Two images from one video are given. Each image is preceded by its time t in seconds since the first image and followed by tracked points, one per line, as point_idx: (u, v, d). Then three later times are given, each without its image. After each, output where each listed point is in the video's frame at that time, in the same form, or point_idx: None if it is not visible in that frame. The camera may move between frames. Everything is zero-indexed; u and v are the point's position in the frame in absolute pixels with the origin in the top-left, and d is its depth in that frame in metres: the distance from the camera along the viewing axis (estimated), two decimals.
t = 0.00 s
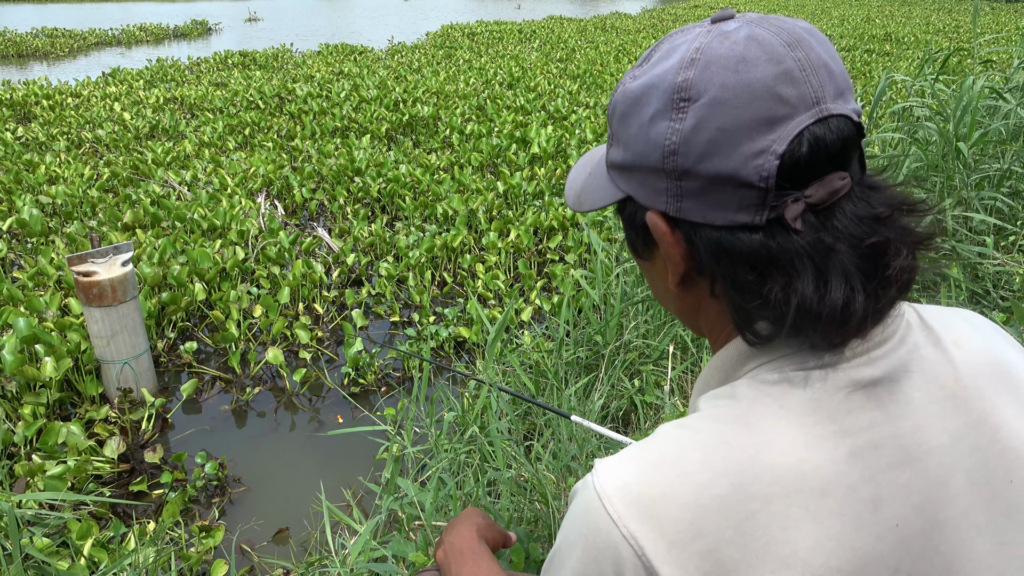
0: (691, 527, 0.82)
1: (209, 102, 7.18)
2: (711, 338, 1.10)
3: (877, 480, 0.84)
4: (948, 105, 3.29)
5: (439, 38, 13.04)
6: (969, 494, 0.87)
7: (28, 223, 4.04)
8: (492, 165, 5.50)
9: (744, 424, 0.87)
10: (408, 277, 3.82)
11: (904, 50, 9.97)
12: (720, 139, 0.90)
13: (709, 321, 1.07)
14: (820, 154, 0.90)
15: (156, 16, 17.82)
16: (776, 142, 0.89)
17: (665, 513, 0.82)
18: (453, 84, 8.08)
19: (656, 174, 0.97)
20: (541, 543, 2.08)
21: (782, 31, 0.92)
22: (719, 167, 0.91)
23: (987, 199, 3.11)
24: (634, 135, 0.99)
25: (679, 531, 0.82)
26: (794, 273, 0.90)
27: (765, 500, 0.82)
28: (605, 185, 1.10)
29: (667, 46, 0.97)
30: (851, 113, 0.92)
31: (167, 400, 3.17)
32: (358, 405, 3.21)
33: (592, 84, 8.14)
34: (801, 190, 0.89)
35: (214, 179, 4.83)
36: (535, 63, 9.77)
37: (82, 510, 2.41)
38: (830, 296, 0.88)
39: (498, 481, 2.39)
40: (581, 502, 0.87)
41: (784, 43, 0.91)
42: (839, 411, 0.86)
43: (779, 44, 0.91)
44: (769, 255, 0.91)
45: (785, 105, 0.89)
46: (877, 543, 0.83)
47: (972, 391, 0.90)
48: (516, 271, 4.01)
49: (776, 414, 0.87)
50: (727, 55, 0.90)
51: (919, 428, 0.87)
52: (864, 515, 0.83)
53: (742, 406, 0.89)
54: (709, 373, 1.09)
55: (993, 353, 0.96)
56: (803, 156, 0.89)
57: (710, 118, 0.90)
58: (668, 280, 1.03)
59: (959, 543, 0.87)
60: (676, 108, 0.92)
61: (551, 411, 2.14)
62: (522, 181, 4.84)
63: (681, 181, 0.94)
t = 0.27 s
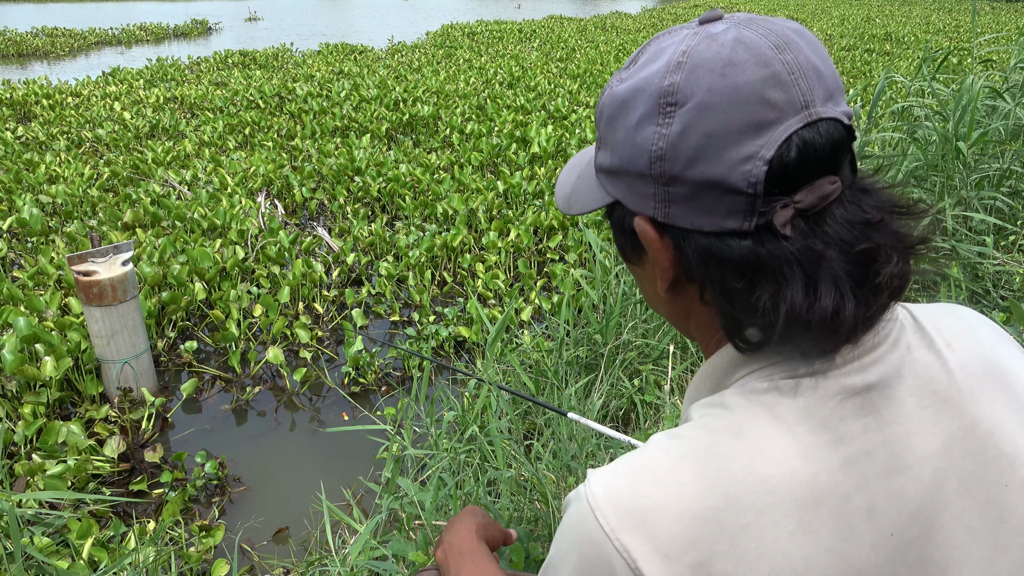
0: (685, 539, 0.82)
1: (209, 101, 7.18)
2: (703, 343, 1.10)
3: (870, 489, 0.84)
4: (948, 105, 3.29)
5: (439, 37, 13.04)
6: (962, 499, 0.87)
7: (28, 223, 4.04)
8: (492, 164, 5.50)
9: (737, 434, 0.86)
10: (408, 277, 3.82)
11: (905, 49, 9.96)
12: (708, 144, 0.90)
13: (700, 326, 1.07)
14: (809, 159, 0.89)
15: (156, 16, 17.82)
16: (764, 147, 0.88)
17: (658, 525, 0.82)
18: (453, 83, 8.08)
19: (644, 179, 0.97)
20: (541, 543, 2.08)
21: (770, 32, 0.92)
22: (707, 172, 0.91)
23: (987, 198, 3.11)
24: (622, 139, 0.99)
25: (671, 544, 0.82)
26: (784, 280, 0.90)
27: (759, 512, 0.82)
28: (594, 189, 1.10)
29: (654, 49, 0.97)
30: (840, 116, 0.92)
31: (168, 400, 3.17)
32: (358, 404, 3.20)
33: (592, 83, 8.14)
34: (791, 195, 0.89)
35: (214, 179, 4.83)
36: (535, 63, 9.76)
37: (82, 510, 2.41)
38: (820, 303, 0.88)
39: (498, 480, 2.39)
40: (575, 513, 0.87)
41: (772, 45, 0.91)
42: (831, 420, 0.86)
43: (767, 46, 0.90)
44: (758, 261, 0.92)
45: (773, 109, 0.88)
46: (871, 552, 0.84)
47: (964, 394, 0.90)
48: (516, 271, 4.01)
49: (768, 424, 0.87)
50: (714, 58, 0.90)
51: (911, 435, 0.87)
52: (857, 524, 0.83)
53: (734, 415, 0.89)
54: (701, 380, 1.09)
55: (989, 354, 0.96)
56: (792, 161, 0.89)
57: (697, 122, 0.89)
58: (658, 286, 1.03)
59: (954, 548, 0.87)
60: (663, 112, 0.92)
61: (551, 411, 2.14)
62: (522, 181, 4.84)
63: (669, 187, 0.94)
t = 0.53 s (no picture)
0: (682, 549, 0.82)
1: (209, 101, 7.18)
2: (698, 343, 1.11)
3: (870, 497, 0.84)
4: (947, 105, 3.29)
5: (439, 37, 13.03)
6: (964, 506, 0.86)
7: (28, 222, 4.04)
8: (492, 164, 5.49)
9: (735, 442, 0.86)
10: (408, 276, 3.82)
11: (906, 49, 9.95)
12: (706, 145, 0.90)
13: (696, 326, 1.08)
14: (807, 162, 0.89)
15: (156, 16, 17.81)
16: (762, 149, 0.88)
17: (655, 534, 0.82)
18: (453, 83, 8.07)
19: (640, 178, 0.97)
20: (542, 543, 2.08)
21: (773, 32, 0.92)
22: (704, 174, 0.91)
23: (987, 198, 3.10)
24: (619, 136, 0.99)
25: (668, 553, 0.82)
26: (779, 284, 0.90)
27: (757, 522, 0.82)
28: (590, 186, 1.10)
29: (655, 45, 0.97)
30: (840, 119, 0.92)
31: (168, 400, 3.17)
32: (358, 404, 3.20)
33: (592, 83, 8.14)
34: (788, 199, 0.89)
35: (214, 178, 4.83)
36: (536, 62, 9.76)
37: (82, 510, 2.41)
38: (815, 308, 0.88)
39: (498, 480, 2.39)
40: (571, 520, 0.87)
41: (774, 45, 0.90)
42: (831, 428, 0.86)
43: (768, 46, 0.90)
44: (754, 264, 0.92)
45: (773, 111, 0.88)
46: (870, 561, 0.84)
47: (965, 398, 0.89)
48: (516, 271, 4.01)
49: (768, 432, 0.87)
50: (715, 57, 0.89)
51: (912, 441, 0.86)
52: (857, 532, 0.83)
53: (734, 423, 0.89)
54: (700, 383, 1.10)
55: (990, 358, 0.96)
56: (791, 164, 0.89)
57: (695, 123, 0.89)
58: (653, 285, 1.03)
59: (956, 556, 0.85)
60: (661, 111, 0.92)
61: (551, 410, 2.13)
62: (522, 180, 4.84)
63: (666, 187, 0.94)
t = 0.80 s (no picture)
0: (684, 545, 0.82)
1: (209, 101, 7.18)
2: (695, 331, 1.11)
3: (870, 499, 0.83)
4: (947, 104, 3.29)
5: (439, 36, 13.02)
6: (962, 510, 0.84)
7: (28, 222, 4.04)
8: (492, 164, 5.49)
9: (739, 439, 0.86)
10: (408, 276, 3.83)
11: (907, 49, 9.93)
12: (710, 132, 0.90)
13: (694, 315, 1.08)
14: (810, 155, 0.90)
15: (156, 16, 17.80)
16: (766, 140, 0.89)
17: (657, 529, 0.83)
18: (453, 83, 8.07)
19: (644, 163, 0.98)
20: (541, 543, 2.08)
21: (783, 23, 0.92)
22: (706, 162, 0.91)
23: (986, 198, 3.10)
24: (624, 121, 0.99)
25: (670, 549, 0.82)
26: (776, 274, 0.90)
27: (759, 519, 0.82)
28: (594, 166, 1.11)
29: (666, 31, 0.97)
30: (845, 114, 0.92)
31: (168, 399, 3.17)
32: (358, 404, 3.20)
33: (592, 83, 8.13)
34: (790, 190, 0.90)
35: (214, 178, 4.83)
36: (536, 62, 9.75)
37: (82, 509, 2.41)
38: (811, 299, 0.88)
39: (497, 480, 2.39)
40: (574, 514, 0.87)
41: (783, 37, 0.91)
42: (832, 426, 0.85)
43: (778, 37, 0.90)
44: (752, 254, 0.92)
45: (778, 102, 0.89)
46: (870, 562, 0.83)
47: (973, 402, 0.86)
48: (516, 270, 4.01)
49: (770, 430, 0.87)
50: (724, 46, 0.90)
51: (912, 443, 0.84)
52: (859, 533, 0.83)
53: (736, 420, 0.89)
54: (701, 378, 1.10)
55: (1000, 363, 0.93)
56: (794, 156, 0.89)
57: (701, 110, 0.90)
58: (651, 271, 1.04)
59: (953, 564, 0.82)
60: (668, 97, 0.93)
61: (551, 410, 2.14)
62: (522, 180, 4.84)
63: (668, 173, 0.95)
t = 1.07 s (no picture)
0: (688, 541, 0.82)
1: (209, 101, 7.18)
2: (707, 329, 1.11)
3: (875, 502, 0.84)
4: (946, 104, 3.28)
5: (439, 36, 13.02)
6: (968, 516, 0.85)
7: (27, 222, 4.04)
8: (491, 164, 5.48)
9: (745, 437, 0.86)
10: (408, 276, 3.83)
11: (907, 49, 9.91)
12: (727, 126, 0.90)
13: (707, 312, 1.08)
14: (827, 148, 0.90)
15: (156, 16, 17.80)
16: (784, 134, 0.89)
17: (663, 526, 0.82)
18: (453, 83, 8.07)
19: (658, 159, 0.97)
20: (541, 543, 2.08)
21: (798, 17, 0.92)
22: (723, 156, 0.91)
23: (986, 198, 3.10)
24: (638, 116, 0.99)
25: (674, 545, 0.82)
26: (793, 270, 0.90)
27: (762, 518, 0.82)
28: (604, 164, 1.11)
29: (678, 26, 0.97)
30: (861, 108, 0.93)
31: (167, 399, 3.17)
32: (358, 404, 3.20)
33: (592, 83, 8.12)
34: (807, 185, 0.90)
35: (214, 178, 4.82)
36: (536, 62, 9.74)
37: (82, 509, 2.41)
38: (829, 294, 0.88)
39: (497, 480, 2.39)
40: (579, 508, 0.87)
41: (799, 30, 0.91)
42: (842, 427, 0.85)
43: (794, 31, 0.90)
44: (769, 250, 0.92)
45: (795, 96, 0.89)
46: (874, 564, 0.84)
47: (985, 408, 0.87)
48: (516, 270, 4.01)
49: (778, 429, 0.86)
50: (740, 39, 0.90)
51: (922, 448, 0.85)
52: (863, 535, 0.84)
53: (744, 418, 0.89)
54: (711, 376, 1.09)
55: (1012, 366, 0.93)
56: (811, 150, 0.89)
57: (718, 104, 0.90)
58: (664, 268, 1.03)
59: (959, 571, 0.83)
60: (684, 91, 0.92)
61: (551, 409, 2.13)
62: (522, 180, 4.83)
63: (684, 168, 0.94)
